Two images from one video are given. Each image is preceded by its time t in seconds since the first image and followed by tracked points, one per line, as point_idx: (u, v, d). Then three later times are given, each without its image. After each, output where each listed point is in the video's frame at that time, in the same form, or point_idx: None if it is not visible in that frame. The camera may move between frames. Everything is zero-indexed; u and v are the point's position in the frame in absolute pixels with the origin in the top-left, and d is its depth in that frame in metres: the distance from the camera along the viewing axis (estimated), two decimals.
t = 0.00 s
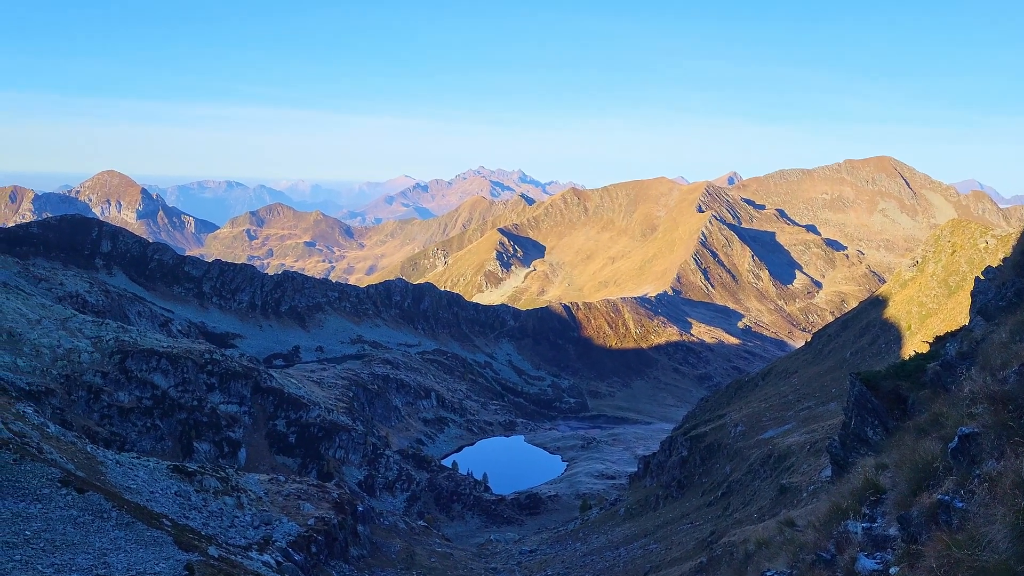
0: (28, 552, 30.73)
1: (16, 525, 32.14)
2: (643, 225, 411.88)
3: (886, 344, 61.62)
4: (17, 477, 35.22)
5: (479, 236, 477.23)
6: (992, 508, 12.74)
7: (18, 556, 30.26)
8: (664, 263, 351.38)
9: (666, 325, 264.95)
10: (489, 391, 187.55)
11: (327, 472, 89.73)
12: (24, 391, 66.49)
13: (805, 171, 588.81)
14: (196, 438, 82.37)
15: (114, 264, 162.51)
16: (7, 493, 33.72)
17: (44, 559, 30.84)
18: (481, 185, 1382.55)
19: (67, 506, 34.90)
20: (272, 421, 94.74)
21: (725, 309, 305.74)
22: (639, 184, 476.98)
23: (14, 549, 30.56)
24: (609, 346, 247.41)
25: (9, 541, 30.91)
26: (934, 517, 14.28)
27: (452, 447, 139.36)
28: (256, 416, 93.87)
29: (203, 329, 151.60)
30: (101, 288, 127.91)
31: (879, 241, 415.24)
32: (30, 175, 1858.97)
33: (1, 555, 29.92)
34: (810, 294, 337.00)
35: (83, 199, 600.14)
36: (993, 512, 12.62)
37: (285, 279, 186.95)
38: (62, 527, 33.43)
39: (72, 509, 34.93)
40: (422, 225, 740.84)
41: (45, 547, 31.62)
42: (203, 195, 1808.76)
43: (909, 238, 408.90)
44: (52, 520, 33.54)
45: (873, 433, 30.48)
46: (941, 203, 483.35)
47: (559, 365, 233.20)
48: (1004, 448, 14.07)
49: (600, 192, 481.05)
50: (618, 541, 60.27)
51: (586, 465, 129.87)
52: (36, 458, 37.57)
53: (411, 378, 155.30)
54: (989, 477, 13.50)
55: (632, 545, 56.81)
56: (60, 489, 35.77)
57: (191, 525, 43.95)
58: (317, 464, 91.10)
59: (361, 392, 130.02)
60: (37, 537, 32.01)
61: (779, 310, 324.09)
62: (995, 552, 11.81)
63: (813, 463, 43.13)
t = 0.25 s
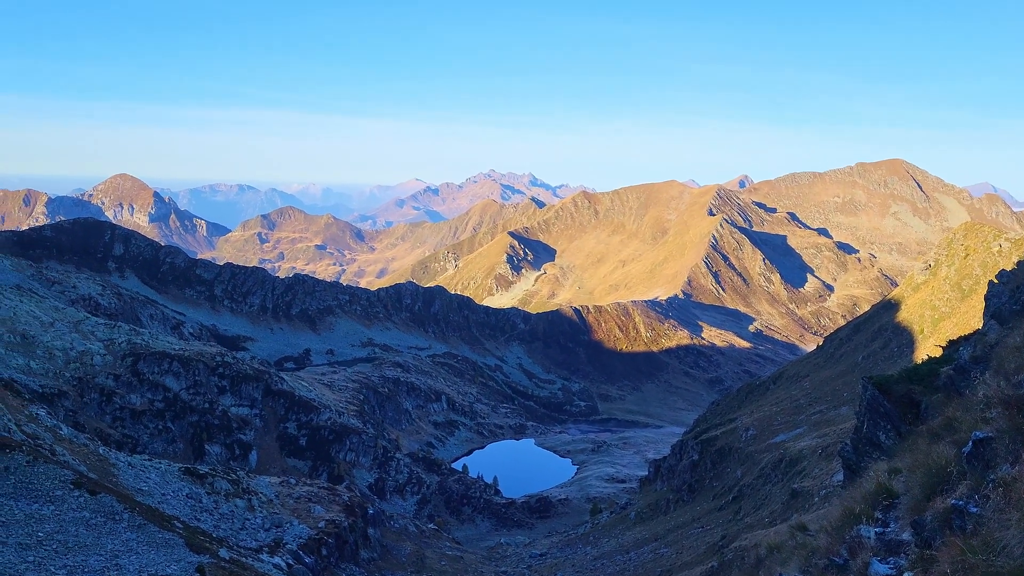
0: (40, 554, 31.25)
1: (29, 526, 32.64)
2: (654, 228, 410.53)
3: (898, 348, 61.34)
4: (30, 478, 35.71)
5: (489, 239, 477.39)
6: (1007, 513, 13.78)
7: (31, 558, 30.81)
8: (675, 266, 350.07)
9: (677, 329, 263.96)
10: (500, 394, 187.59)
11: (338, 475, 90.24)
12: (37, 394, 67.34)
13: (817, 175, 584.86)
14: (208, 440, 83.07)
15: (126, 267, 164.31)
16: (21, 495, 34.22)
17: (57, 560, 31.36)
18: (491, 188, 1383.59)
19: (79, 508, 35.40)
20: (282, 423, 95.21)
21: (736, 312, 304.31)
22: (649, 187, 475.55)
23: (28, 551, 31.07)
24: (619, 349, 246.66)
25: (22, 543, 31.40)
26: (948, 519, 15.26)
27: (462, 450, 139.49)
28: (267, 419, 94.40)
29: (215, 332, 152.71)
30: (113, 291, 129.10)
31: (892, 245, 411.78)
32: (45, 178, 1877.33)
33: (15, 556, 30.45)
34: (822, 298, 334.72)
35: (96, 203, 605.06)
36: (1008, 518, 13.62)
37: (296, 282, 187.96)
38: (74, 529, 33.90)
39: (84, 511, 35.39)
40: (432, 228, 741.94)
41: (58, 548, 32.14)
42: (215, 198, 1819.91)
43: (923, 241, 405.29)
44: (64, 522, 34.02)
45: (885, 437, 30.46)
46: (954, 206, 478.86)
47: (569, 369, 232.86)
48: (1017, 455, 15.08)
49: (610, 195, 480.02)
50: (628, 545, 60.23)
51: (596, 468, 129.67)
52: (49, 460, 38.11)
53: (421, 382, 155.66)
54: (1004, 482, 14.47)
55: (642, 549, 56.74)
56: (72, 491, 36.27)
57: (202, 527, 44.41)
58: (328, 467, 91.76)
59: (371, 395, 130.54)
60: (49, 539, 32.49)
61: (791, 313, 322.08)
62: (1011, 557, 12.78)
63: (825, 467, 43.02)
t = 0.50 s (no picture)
0: (55, 555, 31.76)
1: (45, 527, 33.17)
2: (666, 231, 409.35)
3: (913, 352, 60.87)
4: (44, 479, 36.20)
5: (501, 242, 477.76)
6: None
7: (46, 558, 31.33)
8: (687, 270, 348.76)
9: (689, 332, 263.10)
10: (512, 398, 187.74)
11: (350, 478, 90.78)
12: (52, 396, 68.25)
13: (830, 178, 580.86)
14: (220, 443, 83.80)
15: (139, 270, 166.13)
16: (36, 496, 34.72)
17: (71, 561, 31.85)
18: (503, 192, 1384.78)
19: (93, 510, 35.88)
20: (295, 426, 95.81)
21: (749, 316, 302.87)
22: (661, 190, 474.36)
23: (43, 552, 31.58)
24: (631, 353, 246.08)
25: (37, 544, 31.94)
26: (964, 526, 15.47)
27: (474, 453, 139.67)
28: (279, 421, 95.04)
29: (228, 334, 154.10)
30: (127, 294, 130.54)
31: (906, 248, 408.41)
32: (61, 182, 1899.36)
33: (30, 557, 30.98)
34: (835, 301, 332.74)
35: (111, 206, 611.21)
36: None
37: (308, 285, 189.20)
38: (88, 531, 34.41)
39: (98, 512, 35.91)
40: (444, 231, 743.38)
41: (72, 549, 32.68)
42: (229, 202, 1834.20)
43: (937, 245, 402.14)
44: (78, 523, 34.55)
45: (899, 442, 30.39)
46: (969, 209, 474.48)
47: (581, 372, 232.63)
48: None
49: (623, 199, 479.17)
50: (641, 549, 60.09)
51: (608, 472, 129.36)
52: (64, 462, 38.62)
53: (433, 384, 156.18)
54: (1019, 488, 14.70)
55: (654, 553, 56.62)
56: (86, 492, 36.76)
57: (215, 529, 44.88)
58: (339, 470, 92.33)
59: (383, 398, 131.10)
60: (63, 540, 32.99)
61: (803, 317, 320.34)
62: None
63: (838, 472, 42.76)
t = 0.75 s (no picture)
0: (70, 556, 32.31)
1: (59, 528, 33.72)
2: (678, 234, 407.73)
3: (928, 357, 60.34)
4: (59, 480, 36.76)
5: (513, 245, 477.92)
6: None
7: (60, 560, 31.85)
8: (700, 273, 347.20)
9: (702, 335, 262.03)
10: (524, 401, 187.82)
11: (362, 481, 91.30)
12: (67, 398, 69.13)
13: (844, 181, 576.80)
14: (234, 445, 84.60)
15: (154, 273, 167.98)
16: (51, 497, 35.26)
17: (85, 563, 32.35)
18: (515, 195, 1386.19)
19: (107, 511, 36.42)
20: (307, 429, 96.38)
21: (762, 319, 301.12)
22: (674, 194, 472.90)
23: (58, 553, 32.14)
24: (644, 356, 245.39)
25: (52, 545, 32.49)
26: (981, 532, 15.60)
27: (486, 457, 139.78)
28: (292, 424, 95.62)
29: (241, 337, 155.39)
30: (142, 297, 132.06)
31: (921, 252, 404.86)
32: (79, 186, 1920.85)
33: (45, 558, 31.50)
34: (849, 305, 330.30)
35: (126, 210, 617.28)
36: None
37: (321, 288, 190.44)
38: (102, 532, 34.93)
39: (112, 514, 36.42)
40: (457, 235, 745.09)
41: (87, 551, 33.19)
42: (243, 205, 1847.85)
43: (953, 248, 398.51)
44: (93, 524, 35.10)
45: (915, 447, 30.28)
46: (985, 212, 469.60)
47: (593, 376, 232.26)
48: None
49: (635, 202, 478.01)
50: (653, 553, 59.98)
51: (620, 476, 129.01)
52: (79, 463, 39.18)
53: (445, 387, 156.62)
54: None
55: (667, 557, 56.45)
56: (101, 494, 37.30)
57: (228, 531, 45.37)
58: (352, 473, 92.89)
59: (396, 401, 131.61)
60: (78, 541, 33.55)
61: (817, 321, 318.20)
62: None
63: (853, 477, 42.51)
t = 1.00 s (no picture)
0: (84, 558, 32.92)
1: (73, 530, 34.27)
2: (691, 238, 405.98)
3: (944, 361, 59.81)
4: (74, 482, 37.31)
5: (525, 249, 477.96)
6: None
7: (75, 562, 32.46)
8: (713, 276, 345.53)
9: (715, 339, 260.83)
10: (536, 404, 187.78)
11: (375, 484, 91.91)
12: (82, 400, 69.93)
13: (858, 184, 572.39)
14: (247, 448, 85.37)
15: (168, 276, 169.86)
16: (65, 499, 35.78)
17: (99, 565, 32.89)
18: (527, 199, 1385.47)
19: (121, 513, 36.94)
20: (320, 431, 97.07)
21: (776, 323, 299.25)
22: (686, 197, 471.18)
23: (72, 555, 32.69)
24: (656, 360, 244.48)
25: (67, 547, 33.07)
26: (998, 538, 16.08)
27: (499, 460, 139.85)
28: (305, 426, 96.25)
29: (254, 340, 156.60)
30: (156, 300, 133.48)
31: (936, 255, 400.94)
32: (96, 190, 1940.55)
33: (59, 560, 32.13)
34: (863, 309, 327.75)
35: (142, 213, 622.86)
36: None
37: (334, 291, 191.58)
38: (117, 534, 35.48)
39: (126, 515, 36.96)
40: (470, 238, 746.15)
41: (100, 553, 33.73)
42: (257, 209, 1860.98)
43: (969, 252, 394.38)
44: (107, 526, 35.64)
45: (931, 451, 30.21)
46: (1002, 216, 464.41)
47: (606, 379, 231.69)
48: None
49: (648, 205, 476.59)
50: (666, 558, 59.81)
51: (633, 480, 128.65)
52: (93, 465, 39.76)
53: (458, 391, 157.00)
54: None
55: (680, 562, 56.30)
56: (115, 495, 37.83)
57: (241, 533, 45.84)
58: (365, 475, 93.44)
59: (409, 404, 132.17)
60: (92, 543, 34.09)
61: (831, 324, 315.92)
62: None
63: (867, 482, 42.33)
